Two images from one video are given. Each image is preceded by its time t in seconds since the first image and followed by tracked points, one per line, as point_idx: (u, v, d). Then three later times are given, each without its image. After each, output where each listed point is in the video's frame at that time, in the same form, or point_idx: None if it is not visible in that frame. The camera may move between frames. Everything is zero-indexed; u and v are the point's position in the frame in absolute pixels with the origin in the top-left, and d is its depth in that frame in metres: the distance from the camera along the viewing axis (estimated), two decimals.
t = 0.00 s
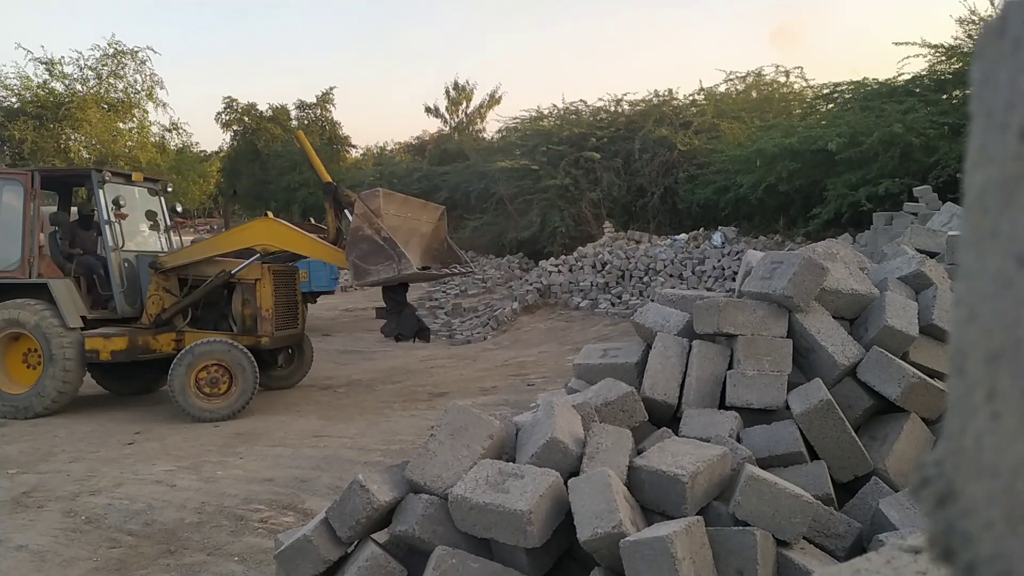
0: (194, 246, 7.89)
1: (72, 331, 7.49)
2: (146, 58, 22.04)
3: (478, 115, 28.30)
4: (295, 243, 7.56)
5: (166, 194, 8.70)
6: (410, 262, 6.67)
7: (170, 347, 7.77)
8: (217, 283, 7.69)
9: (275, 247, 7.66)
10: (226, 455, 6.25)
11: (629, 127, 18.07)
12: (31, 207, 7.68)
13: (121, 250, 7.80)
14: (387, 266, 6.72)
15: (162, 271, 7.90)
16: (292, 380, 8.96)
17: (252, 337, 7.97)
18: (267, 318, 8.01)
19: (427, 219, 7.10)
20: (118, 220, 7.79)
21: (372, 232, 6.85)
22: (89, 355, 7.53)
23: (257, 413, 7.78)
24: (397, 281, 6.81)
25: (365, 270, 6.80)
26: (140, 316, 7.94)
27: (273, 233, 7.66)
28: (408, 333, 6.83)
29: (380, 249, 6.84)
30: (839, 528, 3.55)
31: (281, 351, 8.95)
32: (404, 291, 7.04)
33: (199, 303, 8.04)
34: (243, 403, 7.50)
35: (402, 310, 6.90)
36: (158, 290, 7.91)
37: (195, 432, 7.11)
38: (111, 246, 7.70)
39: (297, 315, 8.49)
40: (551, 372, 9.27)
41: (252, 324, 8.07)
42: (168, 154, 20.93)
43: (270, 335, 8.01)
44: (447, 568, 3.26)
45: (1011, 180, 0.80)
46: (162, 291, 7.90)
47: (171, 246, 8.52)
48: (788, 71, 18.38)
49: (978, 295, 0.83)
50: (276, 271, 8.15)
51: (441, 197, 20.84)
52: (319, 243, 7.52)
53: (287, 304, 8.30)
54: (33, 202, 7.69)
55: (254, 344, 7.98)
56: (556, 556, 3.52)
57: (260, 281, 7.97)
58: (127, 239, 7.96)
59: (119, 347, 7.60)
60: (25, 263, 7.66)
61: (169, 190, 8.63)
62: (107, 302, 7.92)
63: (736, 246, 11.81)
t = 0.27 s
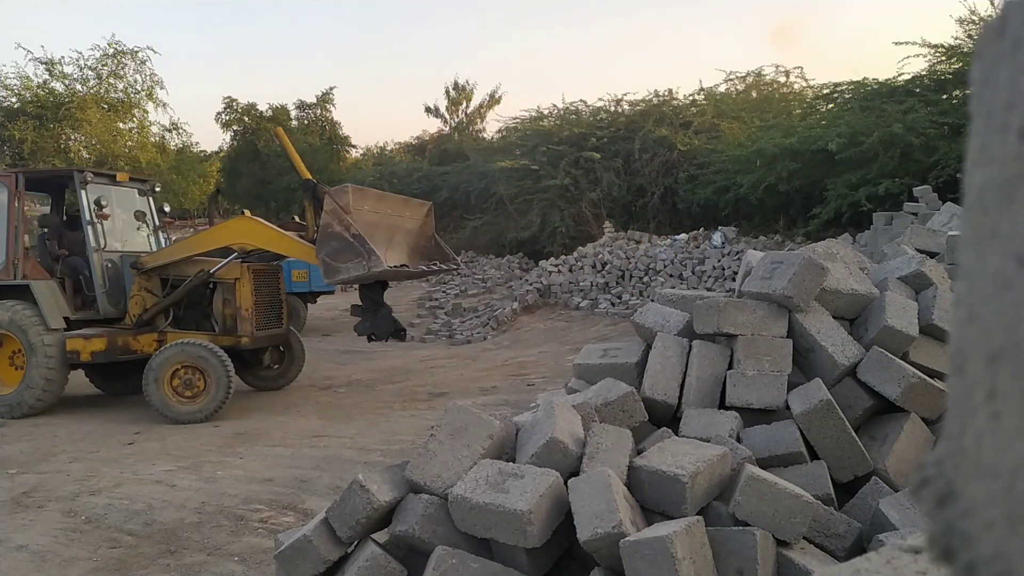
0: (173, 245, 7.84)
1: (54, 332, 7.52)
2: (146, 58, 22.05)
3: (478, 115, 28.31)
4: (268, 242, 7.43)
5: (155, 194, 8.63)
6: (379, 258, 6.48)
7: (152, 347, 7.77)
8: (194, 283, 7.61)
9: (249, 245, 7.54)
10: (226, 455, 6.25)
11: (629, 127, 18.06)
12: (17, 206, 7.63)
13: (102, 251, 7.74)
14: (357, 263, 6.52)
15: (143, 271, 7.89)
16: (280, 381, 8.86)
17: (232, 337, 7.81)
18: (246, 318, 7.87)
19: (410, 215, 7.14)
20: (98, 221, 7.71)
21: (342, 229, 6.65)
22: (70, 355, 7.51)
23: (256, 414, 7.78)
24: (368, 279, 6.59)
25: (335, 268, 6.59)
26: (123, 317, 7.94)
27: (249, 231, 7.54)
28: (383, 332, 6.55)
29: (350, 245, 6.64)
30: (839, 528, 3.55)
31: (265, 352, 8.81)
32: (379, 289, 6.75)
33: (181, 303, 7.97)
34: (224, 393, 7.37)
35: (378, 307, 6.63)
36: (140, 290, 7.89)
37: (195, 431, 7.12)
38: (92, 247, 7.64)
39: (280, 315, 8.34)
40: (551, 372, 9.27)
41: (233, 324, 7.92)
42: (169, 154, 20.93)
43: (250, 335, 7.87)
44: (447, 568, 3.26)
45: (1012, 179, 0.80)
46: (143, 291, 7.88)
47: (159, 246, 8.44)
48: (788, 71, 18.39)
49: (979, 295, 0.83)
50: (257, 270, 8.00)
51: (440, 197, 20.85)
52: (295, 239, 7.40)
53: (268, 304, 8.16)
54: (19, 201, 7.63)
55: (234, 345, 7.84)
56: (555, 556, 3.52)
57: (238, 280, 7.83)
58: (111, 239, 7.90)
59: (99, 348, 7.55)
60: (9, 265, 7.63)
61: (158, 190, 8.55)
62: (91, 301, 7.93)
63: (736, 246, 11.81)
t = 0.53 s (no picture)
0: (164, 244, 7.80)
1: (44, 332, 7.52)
2: (146, 58, 22.04)
3: (478, 116, 28.31)
4: (255, 237, 7.41)
5: (152, 193, 8.60)
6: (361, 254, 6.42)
7: (143, 346, 7.71)
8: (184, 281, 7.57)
9: (237, 242, 7.53)
10: (226, 455, 6.25)
11: (629, 127, 18.06)
12: (11, 205, 7.64)
13: (96, 251, 7.71)
14: (339, 259, 6.48)
15: (136, 270, 7.86)
16: (279, 381, 8.73)
17: (221, 336, 7.67)
18: (236, 316, 7.74)
19: (403, 210, 7.10)
20: (92, 221, 7.67)
21: (324, 225, 6.62)
22: (62, 355, 7.53)
23: (256, 414, 7.78)
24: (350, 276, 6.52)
25: (318, 264, 6.55)
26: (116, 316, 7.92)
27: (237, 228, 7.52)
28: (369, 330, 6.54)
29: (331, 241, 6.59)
30: (839, 528, 3.55)
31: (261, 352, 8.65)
32: (368, 287, 6.74)
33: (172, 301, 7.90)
34: (207, 387, 7.21)
35: (365, 305, 6.65)
36: (132, 289, 7.86)
37: (195, 431, 7.11)
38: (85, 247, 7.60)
39: (271, 314, 8.22)
40: (551, 372, 9.27)
41: (224, 323, 7.79)
42: (169, 154, 20.93)
43: (239, 334, 7.72)
44: (447, 569, 3.26)
45: (1011, 179, 0.80)
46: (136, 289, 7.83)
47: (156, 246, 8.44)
48: (788, 71, 18.40)
49: (979, 295, 0.83)
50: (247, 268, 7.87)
51: (440, 197, 20.85)
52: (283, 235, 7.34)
53: (259, 302, 8.05)
54: (13, 200, 7.63)
55: (224, 343, 7.69)
56: (555, 557, 3.52)
57: (227, 279, 7.71)
58: (106, 239, 7.89)
59: (89, 347, 7.55)
60: (5, 265, 7.64)
61: (154, 189, 8.53)
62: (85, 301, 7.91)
63: (736, 246, 11.81)
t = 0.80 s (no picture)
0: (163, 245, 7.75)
1: (43, 333, 7.54)
2: (146, 58, 22.03)
3: (479, 115, 28.28)
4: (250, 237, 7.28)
5: (155, 193, 8.60)
6: (357, 259, 6.30)
7: (141, 347, 7.73)
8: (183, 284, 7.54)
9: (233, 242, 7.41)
10: (226, 455, 6.25)
11: (629, 127, 18.05)
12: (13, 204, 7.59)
13: (96, 252, 7.70)
14: (334, 263, 6.35)
15: (135, 271, 7.85)
16: (281, 384, 8.69)
17: (220, 338, 7.65)
18: (234, 318, 7.70)
19: (402, 213, 7.18)
20: (92, 222, 7.65)
21: (319, 228, 6.47)
22: (60, 355, 7.55)
23: (255, 414, 7.78)
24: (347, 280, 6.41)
25: (313, 269, 6.41)
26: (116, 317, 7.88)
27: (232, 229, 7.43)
28: (367, 334, 6.57)
29: (327, 244, 6.45)
30: (839, 527, 3.55)
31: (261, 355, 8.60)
32: (365, 291, 6.74)
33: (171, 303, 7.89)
34: (197, 385, 7.15)
35: (363, 309, 6.66)
36: (132, 291, 7.82)
37: (194, 431, 7.11)
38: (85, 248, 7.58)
39: (270, 316, 8.19)
40: (551, 372, 9.27)
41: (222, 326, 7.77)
42: (169, 154, 20.92)
43: (238, 336, 7.69)
44: (447, 569, 3.26)
45: (1011, 179, 0.80)
46: (134, 290, 7.83)
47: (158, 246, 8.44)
48: (788, 71, 18.39)
49: (977, 295, 0.83)
50: (246, 270, 7.85)
51: (440, 197, 20.86)
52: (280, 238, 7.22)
53: (259, 304, 8.02)
54: (14, 200, 7.58)
55: (222, 346, 7.67)
56: (555, 557, 3.52)
57: (226, 281, 7.68)
58: (107, 240, 7.89)
59: (87, 348, 7.55)
60: (5, 265, 7.63)
61: (157, 189, 8.52)
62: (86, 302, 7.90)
63: (736, 246, 11.81)
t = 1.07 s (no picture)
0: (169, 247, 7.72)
1: (49, 333, 7.57)
2: (146, 58, 22.03)
3: (478, 115, 28.28)
4: (262, 242, 7.32)
5: (161, 193, 8.57)
6: (364, 265, 6.23)
7: (146, 348, 7.74)
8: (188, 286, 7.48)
9: (242, 247, 7.43)
10: (226, 455, 6.25)
11: (629, 127, 18.04)
12: (17, 206, 7.62)
13: (101, 252, 7.70)
14: (341, 270, 6.28)
15: (140, 272, 7.80)
16: (284, 385, 8.65)
17: (224, 341, 7.59)
18: (239, 321, 7.62)
19: (409, 216, 7.16)
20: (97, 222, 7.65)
21: (326, 234, 6.38)
22: (65, 356, 7.55)
23: (255, 414, 7.77)
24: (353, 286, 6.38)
25: (319, 274, 6.33)
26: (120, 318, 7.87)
27: (242, 233, 7.46)
28: (371, 339, 6.59)
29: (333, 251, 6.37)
30: (839, 527, 3.55)
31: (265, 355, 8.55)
32: (371, 296, 6.74)
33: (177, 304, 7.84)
34: (199, 390, 7.13)
35: (368, 314, 6.68)
36: (137, 291, 7.78)
37: (194, 431, 7.11)
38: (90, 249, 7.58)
39: (276, 318, 8.12)
40: (551, 372, 9.27)
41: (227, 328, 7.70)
42: (169, 154, 20.93)
43: (243, 339, 7.63)
44: (447, 568, 3.26)
45: (1010, 180, 0.81)
46: (139, 291, 7.78)
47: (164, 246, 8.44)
48: (788, 71, 18.39)
49: (978, 295, 0.83)
50: (252, 272, 7.77)
51: (440, 197, 20.86)
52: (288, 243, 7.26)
53: (264, 306, 7.94)
54: (18, 202, 7.60)
55: (227, 349, 7.61)
56: (555, 557, 3.52)
57: (232, 283, 7.61)
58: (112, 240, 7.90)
59: (92, 350, 7.55)
60: (10, 264, 7.66)
61: (163, 189, 8.50)
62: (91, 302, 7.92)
63: (736, 246, 11.81)
